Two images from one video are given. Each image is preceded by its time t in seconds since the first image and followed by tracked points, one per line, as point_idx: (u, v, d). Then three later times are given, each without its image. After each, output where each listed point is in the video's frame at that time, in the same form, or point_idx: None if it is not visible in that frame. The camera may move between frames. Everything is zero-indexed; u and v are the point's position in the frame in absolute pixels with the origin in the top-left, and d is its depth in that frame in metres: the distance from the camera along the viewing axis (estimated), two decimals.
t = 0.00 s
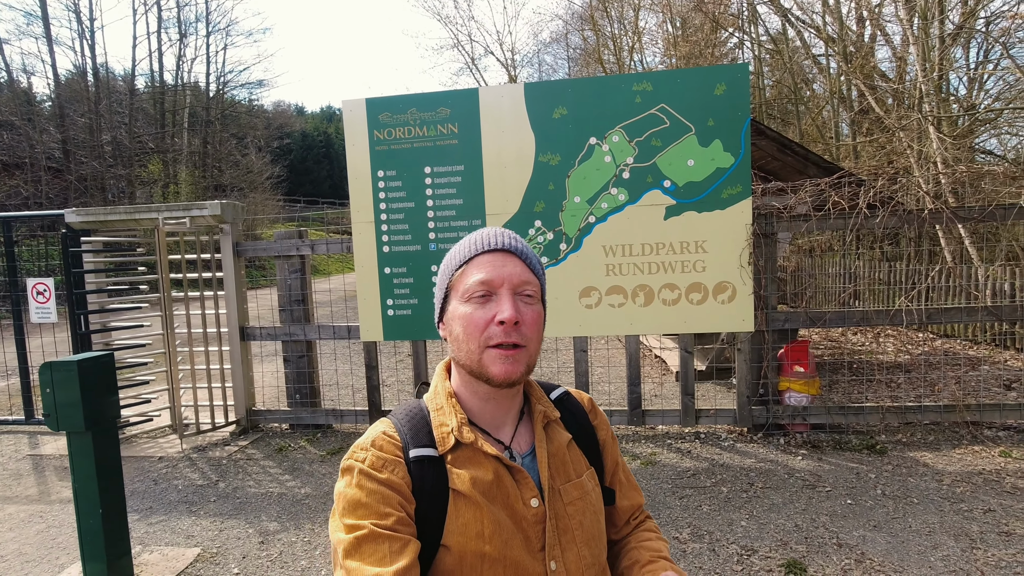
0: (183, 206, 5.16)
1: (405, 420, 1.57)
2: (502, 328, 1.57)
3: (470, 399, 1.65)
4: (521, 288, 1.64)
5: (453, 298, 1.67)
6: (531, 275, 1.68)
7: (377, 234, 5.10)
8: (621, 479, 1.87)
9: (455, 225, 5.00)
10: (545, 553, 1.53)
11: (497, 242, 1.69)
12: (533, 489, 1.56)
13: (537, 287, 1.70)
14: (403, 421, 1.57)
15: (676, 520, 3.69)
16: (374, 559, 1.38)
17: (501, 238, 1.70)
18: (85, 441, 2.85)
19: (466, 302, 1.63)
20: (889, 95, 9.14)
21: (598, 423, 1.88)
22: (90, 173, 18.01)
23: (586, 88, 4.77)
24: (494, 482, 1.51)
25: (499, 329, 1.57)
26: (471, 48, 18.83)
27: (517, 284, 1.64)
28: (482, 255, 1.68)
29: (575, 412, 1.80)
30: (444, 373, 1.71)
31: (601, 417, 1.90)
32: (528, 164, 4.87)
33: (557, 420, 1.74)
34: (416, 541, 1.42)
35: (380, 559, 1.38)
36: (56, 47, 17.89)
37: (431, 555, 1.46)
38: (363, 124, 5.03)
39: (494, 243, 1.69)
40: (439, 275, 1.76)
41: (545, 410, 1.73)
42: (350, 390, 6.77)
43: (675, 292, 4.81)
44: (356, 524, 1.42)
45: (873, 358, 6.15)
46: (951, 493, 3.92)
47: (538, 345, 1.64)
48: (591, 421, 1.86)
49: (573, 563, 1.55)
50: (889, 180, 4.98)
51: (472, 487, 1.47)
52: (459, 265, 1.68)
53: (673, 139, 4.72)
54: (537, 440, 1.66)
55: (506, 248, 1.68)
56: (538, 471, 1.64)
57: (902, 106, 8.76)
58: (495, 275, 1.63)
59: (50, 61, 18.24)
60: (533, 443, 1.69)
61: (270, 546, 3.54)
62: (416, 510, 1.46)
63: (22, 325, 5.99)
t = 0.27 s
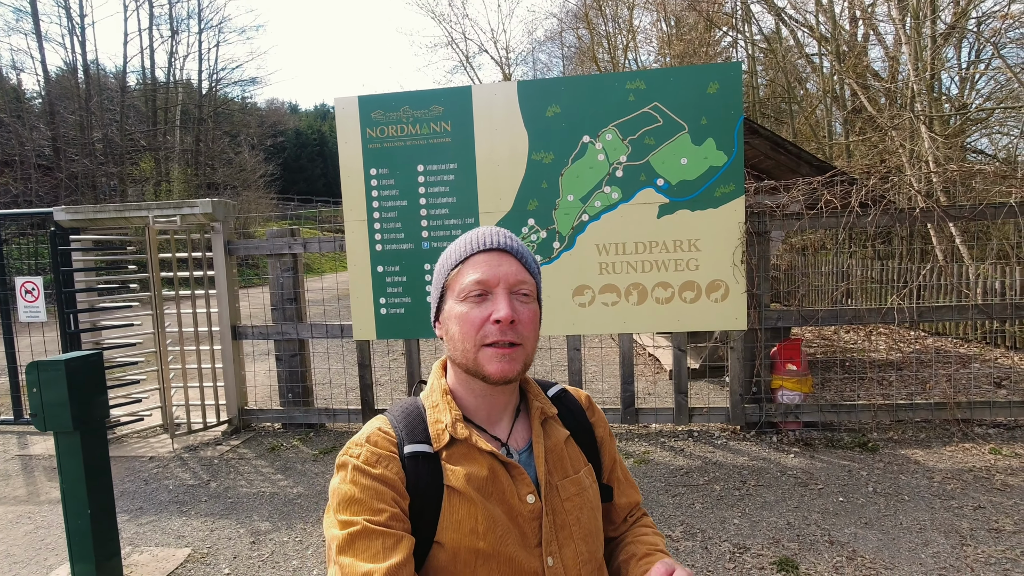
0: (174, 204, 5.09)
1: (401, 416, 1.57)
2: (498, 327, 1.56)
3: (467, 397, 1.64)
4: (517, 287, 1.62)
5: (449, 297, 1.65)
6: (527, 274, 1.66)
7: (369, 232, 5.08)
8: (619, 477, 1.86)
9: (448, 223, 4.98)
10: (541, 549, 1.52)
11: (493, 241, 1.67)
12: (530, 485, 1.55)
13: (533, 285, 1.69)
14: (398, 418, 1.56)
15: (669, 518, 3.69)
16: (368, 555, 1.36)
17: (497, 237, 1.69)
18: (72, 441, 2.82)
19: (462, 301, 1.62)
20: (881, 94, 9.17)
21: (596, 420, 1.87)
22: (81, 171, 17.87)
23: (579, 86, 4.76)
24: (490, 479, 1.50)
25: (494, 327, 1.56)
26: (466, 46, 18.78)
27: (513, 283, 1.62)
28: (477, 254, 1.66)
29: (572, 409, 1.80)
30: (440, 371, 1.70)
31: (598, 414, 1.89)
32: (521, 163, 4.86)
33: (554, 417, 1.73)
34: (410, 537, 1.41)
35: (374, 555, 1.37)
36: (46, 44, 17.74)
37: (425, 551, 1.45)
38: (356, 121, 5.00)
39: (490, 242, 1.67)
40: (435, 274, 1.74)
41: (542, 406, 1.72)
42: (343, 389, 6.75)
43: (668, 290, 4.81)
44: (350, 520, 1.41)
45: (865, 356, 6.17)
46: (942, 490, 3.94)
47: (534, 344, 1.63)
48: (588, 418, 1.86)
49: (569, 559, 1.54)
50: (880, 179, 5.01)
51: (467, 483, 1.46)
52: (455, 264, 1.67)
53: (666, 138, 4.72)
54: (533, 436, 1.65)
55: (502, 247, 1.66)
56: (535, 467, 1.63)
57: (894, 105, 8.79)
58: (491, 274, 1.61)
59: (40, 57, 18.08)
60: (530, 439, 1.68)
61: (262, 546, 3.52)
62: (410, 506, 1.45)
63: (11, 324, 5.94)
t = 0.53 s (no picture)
0: (168, 203, 5.08)
1: (401, 411, 1.58)
2: (485, 312, 1.56)
3: (465, 389, 1.64)
4: (508, 274, 1.63)
5: (446, 285, 1.69)
6: (522, 263, 1.66)
7: (365, 231, 5.07)
8: (619, 476, 1.85)
9: (443, 222, 4.98)
10: (540, 545, 1.53)
11: (490, 230, 1.70)
12: (529, 482, 1.55)
13: (529, 275, 1.67)
14: (398, 412, 1.57)
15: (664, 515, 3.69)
16: (367, 547, 1.37)
17: (496, 228, 1.71)
18: (66, 441, 2.81)
19: (455, 288, 1.64)
20: (876, 93, 9.20)
21: (596, 420, 1.88)
22: (74, 170, 17.79)
23: (574, 84, 4.76)
24: (489, 475, 1.50)
25: (482, 313, 1.56)
26: (461, 45, 18.75)
27: (505, 270, 1.63)
28: (474, 244, 1.69)
29: (572, 408, 1.80)
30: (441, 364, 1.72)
31: (599, 412, 1.89)
32: (516, 161, 4.86)
33: (555, 414, 1.73)
34: (409, 530, 1.41)
35: (372, 548, 1.37)
36: (39, 43, 17.63)
37: (424, 545, 1.45)
38: (350, 120, 4.99)
39: (487, 231, 1.70)
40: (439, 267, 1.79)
41: (542, 403, 1.72)
42: (339, 388, 6.73)
43: (664, 289, 4.82)
44: (349, 512, 1.41)
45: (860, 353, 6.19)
46: (936, 486, 3.96)
47: (526, 333, 1.61)
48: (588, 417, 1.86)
49: (567, 557, 1.55)
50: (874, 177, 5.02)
51: (466, 478, 1.47)
52: (453, 253, 1.71)
53: (661, 136, 4.73)
54: (533, 433, 1.65)
55: (497, 236, 1.68)
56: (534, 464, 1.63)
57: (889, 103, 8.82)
58: (483, 261, 1.63)
59: (33, 56, 17.97)
60: (530, 436, 1.69)
61: (258, 546, 3.51)
62: (410, 499, 1.45)
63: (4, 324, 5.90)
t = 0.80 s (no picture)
0: (164, 205, 5.07)
1: (402, 401, 1.57)
2: (482, 334, 1.55)
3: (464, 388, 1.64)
4: (506, 289, 1.59)
5: (442, 294, 1.66)
6: (520, 274, 1.62)
7: (361, 231, 5.07)
8: (620, 471, 1.85)
9: (439, 222, 4.98)
10: (537, 539, 1.53)
11: (485, 238, 1.62)
12: (528, 475, 1.56)
13: (528, 284, 1.64)
14: (399, 402, 1.56)
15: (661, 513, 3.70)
16: (365, 536, 1.37)
17: (492, 233, 1.63)
18: (62, 442, 2.80)
19: (452, 300, 1.62)
20: (870, 92, 9.23)
21: (598, 413, 1.86)
22: (69, 173, 17.74)
23: (570, 84, 4.77)
24: (488, 467, 1.50)
25: (479, 335, 1.56)
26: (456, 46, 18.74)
27: (502, 285, 1.59)
28: (470, 252, 1.63)
29: (575, 402, 1.79)
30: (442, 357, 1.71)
31: (602, 407, 1.88)
32: (512, 160, 4.86)
33: (556, 409, 1.73)
34: (407, 521, 1.42)
35: (370, 537, 1.37)
36: (32, 45, 17.58)
37: (422, 535, 1.45)
38: (346, 121, 4.99)
39: (482, 239, 1.63)
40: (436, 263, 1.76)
41: (544, 398, 1.72)
42: (336, 389, 6.73)
43: (660, 287, 4.83)
44: (348, 501, 1.41)
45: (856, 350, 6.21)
46: (931, 481, 3.97)
47: (526, 347, 1.60)
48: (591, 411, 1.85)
49: (564, 551, 1.55)
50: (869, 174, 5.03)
51: (465, 470, 1.47)
52: (448, 260, 1.66)
53: (656, 135, 4.74)
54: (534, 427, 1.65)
55: (494, 245, 1.62)
56: (534, 458, 1.63)
57: (883, 102, 8.85)
58: (479, 276, 1.59)
59: (27, 59, 17.91)
60: (530, 430, 1.69)
61: (255, 547, 3.51)
62: (409, 490, 1.45)
63: None
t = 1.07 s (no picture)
0: (162, 208, 5.12)
1: (398, 398, 1.57)
2: (480, 326, 1.57)
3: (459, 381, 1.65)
4: (503, 282, 1.61)
5: (437, 287, 1.67)
6: (516, 266, 1.63)
7: (359, 233, 5.07)
8: (615, 467, 1.86)
9: (437, 223, 4.99)
10: (533, 536, 1.54)
11: (480, 231, 1.63)
12: (524, 473, 1.56)
13: (524, 276, 1.65)
14: (396, 399, 1.57)
15: (660, 511, 3.70)
16: (361, 534, 1.38)
17: (487, 226, 1.64)
18: (61, 445, 2.80)
19: (448, 293, 1.63)
20: (868, 90, 9.23)
21: (595, 409, 1.87)
22: (69, 177, 17.76)
23: (567, 84, 4.78)
24: (484, 465, 1.51)
25: (476, 326, 1.57)
26: (454, 48, 18.75)
27: (499, 278, 1.60)
28: (465, 245, 1.64)
29: (571, 399, 1.80)
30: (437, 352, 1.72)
31: (598, 403, 1.89)
32: (509, 161, 4.88)
33: (553, 405, 1.73)
34: (403, 519, 1.43)
35: (366, 535, 1.38)
36: (31, 50, 17.60)
37: (418, 533, 1.46)
38: (343, 123, 5.00)
39: (477, 232, 1.63)
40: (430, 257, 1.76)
41: (541, 394, 1.73)
42: (335, 391, 6.73)
43: (658, 286, 4.84)
44: (345, 500, 1.42)
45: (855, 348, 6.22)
46: (930, 478, 3.98)
47: (523, 339, 1.62)
48: (587, 406, 1.86)
49: (560, 548, 1.56)
50: (866, 172, 5.03)
51: (461, 469, 1.48)
52: (443, 254, 1.66)
53: (653, 134, 4.75)
54: (530, 424, 1.66)
55: (489, 238, 1.62)
56: (530, 455, 1.64)
57: (881, 100, 8.86)
58: (476, 269, 1.60)
59: (26, 63, 17.92)
60: (527, 426, 1.70)
61: (255, 548, 3.51)
62: (404, 489, 1.46)
63: None
